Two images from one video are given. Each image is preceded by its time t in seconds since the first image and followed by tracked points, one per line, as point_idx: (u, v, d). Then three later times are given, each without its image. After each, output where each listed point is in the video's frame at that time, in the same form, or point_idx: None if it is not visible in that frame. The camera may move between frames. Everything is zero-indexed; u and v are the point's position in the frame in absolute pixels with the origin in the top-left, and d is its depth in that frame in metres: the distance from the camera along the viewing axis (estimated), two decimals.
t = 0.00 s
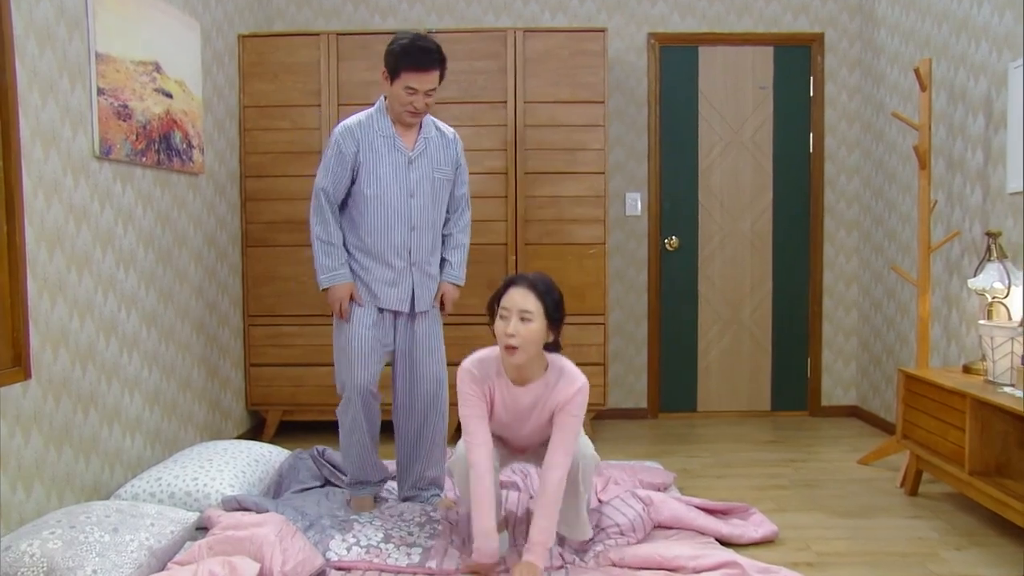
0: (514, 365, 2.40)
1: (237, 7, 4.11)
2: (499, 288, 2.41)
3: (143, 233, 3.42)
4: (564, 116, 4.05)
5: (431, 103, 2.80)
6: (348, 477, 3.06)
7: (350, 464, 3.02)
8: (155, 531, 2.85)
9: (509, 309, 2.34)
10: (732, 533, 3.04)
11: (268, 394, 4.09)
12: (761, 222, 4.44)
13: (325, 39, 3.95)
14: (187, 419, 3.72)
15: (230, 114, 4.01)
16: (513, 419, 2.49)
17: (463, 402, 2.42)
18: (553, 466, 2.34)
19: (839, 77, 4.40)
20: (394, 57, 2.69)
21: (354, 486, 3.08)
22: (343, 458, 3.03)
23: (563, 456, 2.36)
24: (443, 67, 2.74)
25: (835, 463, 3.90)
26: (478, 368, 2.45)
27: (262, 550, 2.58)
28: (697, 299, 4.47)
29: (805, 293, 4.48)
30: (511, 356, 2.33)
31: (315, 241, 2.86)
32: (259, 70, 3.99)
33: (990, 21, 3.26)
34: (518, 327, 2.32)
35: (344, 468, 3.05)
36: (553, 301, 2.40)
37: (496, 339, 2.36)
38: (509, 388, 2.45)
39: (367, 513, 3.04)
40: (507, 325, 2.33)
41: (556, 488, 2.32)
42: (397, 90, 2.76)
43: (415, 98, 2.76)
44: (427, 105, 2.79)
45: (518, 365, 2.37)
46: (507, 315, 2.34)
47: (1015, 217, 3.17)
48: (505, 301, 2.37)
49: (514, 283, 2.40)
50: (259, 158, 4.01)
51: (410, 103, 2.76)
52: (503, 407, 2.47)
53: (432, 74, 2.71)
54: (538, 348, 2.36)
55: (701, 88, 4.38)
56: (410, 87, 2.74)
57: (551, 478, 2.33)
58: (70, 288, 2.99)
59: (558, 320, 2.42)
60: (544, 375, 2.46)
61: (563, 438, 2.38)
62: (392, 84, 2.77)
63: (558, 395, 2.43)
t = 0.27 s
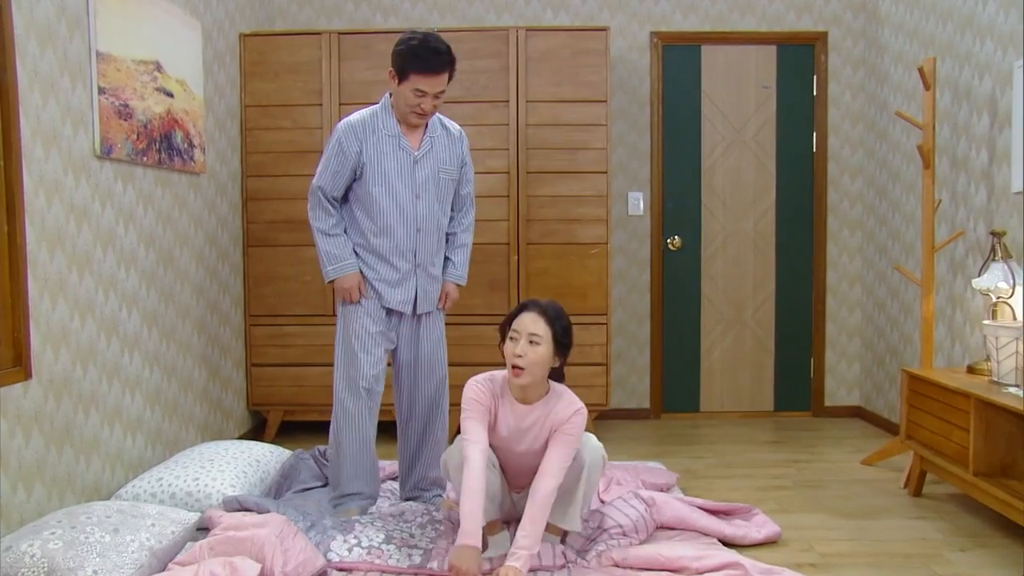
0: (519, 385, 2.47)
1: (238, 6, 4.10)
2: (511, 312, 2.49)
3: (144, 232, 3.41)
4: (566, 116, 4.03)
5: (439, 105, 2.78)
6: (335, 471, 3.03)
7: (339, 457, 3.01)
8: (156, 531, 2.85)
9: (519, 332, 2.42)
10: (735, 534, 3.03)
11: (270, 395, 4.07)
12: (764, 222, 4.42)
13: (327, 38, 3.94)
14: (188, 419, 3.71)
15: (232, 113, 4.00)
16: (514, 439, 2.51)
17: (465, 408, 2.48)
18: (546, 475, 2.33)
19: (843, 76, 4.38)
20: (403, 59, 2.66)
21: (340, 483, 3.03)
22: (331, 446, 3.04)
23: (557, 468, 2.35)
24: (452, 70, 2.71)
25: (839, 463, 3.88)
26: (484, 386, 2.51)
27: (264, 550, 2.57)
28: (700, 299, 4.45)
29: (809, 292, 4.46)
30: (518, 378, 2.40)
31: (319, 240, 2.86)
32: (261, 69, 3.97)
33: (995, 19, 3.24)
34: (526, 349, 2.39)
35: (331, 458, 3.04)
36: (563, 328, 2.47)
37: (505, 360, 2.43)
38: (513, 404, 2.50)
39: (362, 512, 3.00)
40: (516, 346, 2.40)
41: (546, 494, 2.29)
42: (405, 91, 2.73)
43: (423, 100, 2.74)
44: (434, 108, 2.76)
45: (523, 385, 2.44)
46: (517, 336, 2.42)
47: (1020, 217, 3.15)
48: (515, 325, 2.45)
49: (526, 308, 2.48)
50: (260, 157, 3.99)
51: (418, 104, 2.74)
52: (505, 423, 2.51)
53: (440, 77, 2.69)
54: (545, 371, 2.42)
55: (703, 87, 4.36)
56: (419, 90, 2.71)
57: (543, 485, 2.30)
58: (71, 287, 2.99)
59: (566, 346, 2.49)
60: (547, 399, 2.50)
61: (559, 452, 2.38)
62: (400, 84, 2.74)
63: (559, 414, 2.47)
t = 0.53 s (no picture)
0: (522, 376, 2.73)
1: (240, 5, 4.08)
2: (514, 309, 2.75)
3: (146, 231, 3.40)
4: (569, 115, 4.02)
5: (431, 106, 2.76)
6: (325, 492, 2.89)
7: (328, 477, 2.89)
8: (157, 531, 2.84)
9: (523, 327, 2.66)
10: (738, 535, 3.01)
11: (271, 394, 4.06)
12: (767, 222, 4.40)
13: (329, 36, 3.92)
14: (190, 419, 3.70)
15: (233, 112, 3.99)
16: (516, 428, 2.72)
17: (471, 395, 2.70)
18: (550, 452, 2.56)
19: (847, 75, 4.36)
20: (398, 60, 2.64)
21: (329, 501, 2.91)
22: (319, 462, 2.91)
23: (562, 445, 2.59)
24: (447, 74, 2.69)
25: (843, 464, 3.86)
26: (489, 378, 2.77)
27: (265, 551, 2.57)
28: (703, 299, 4.43)
29: (812, 291, 4.44)
30: (520, 369, 2.64)
31: (306, 240, 2.74)
32: (262, 68, 3.96)
33: (1001, 17, 3.22)
34: (529, 342, 2.64)
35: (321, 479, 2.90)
36: (562, 325, 2.73)
37: (509, 354, 2.67)
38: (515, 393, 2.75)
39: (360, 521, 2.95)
40: (520, 340, 2.64)
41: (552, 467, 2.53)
42: (399, 91, 2.70)
43: (417, 102, 2.72)
44: (427, 110, 2.75)
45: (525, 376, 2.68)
46: (520, 330, 2.67)
47: None
48: (519, 321, 2.69)
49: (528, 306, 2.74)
50: (261, 156, 3.98)
51: (412, 106, 2.72)
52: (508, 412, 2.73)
53: (436, 81, 2.67)
54: (545, 364, 2.67)
55: (707, 85, 4.34)
56: (414, 91, 2.69)
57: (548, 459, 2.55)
58: (72, 287, 2.97)
59: (563, 341, 2.74)
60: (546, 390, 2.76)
61: (561, 430, 2.63)
62: (394, 83, 2.70)
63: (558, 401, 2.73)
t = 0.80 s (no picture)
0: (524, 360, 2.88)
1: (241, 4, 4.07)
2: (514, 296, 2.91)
3: (146, 230, 3.38)
4: (571, 114, 4.00)
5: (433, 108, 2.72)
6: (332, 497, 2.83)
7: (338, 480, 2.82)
8: (157, 531, 2.83)
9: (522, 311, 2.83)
10: (741, 536, 3.00)
11: (272, 395, 4.05)
12: (771, 221, 4.37)
13: (330, 35, 3.90)
14: (190, 419, 3.68)
15: (235, 112, 3.98)
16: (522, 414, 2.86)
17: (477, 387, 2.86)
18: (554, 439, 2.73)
19: (851, 73, 4.34)
20: (406, 61, 2.58)
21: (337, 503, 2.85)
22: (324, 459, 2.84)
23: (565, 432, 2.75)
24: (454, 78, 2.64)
25: (847, 464, 3.84)
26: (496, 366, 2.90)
27: (266, 551, 2.56)
28: (706, 298, 4.41)
29: (816, 291, 4.42)
30: (523, 350, 2.81)
31: (299, 236, 2.63)
32: (263, 67, 3.95)
33: (1007, 14, 3.20)
34: (529, 325, 2.81)
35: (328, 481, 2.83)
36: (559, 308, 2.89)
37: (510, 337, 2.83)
38: (519, 380, 2.87)
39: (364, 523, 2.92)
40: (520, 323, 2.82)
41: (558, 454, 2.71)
42: (405, 92, 2.65)
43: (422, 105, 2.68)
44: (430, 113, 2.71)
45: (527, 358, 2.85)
46: (521, 315, 2.84)
47: None
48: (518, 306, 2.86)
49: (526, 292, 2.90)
50: (262, 156, 3.98)
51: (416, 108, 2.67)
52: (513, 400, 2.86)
53: (443, 85, 2.62)
54: (547, 345, 2.83)
55: (710, 84, 4.32)
56: (421, 95, 2.64)
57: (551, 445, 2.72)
58: (72, 286, 2.96)
59: (561, 325, 2.91)
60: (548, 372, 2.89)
61: (563, 417, 2.79)
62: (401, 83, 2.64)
63: (559, 386, 2.87)
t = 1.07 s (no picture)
0: (530, 353, 2.96)
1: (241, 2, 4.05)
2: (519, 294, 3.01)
3: (146, 229, 3.37)
4: (573, 112, 3.98)
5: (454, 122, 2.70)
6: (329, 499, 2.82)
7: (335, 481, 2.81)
8: (157, 531, 2.81)
9: (526, 305, 2.93)
10: (743, 536, 2.98)
11: (273, 395, 4.03)
12: (774, 220, 4.35)
13: (331, 33, 3.89)
14: (191, 419, 3.67)
15: (235, 110, 3.96)
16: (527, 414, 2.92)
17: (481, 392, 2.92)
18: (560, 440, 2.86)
19: (855, 71, 4.31)
20: (433, 75, 2.55)
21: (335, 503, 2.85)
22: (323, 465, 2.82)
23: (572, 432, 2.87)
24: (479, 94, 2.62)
25: (851, 465, 3.82)
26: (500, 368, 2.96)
27: (266, 551, 2.54)
28: (710, 298, 4.39)
29: (820, 290, 4.39)
30: (528, 340, 2.90)
31: (315, 244, 2.62)
32: (264, 65, 3.93)
33: (1013, 12, 3.17)
34: (534, 316, 2.91)
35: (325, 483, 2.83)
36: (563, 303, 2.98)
37: (515, 330, 2.93)
38: (522, 380, 2.94)
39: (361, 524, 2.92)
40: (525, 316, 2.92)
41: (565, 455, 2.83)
42: (428, 105, 2.62)
43: (445, 119, 2.65)
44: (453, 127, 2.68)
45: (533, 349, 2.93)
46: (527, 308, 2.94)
47: None
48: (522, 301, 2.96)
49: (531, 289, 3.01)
50: (263, 155, 3.95)
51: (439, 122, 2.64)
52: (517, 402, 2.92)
53: (468, 101, 2.59)
54: (551, 336, 2.92)
55: (713, 82, 4.30)
56: (446, 109, 2.62)
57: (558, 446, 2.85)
58: (72, 285, 2.95)
59: (566, 319, 2.99)
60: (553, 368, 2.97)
61: (568, 418, 2.89)
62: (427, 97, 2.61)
63: (562, 385, 2.94)
